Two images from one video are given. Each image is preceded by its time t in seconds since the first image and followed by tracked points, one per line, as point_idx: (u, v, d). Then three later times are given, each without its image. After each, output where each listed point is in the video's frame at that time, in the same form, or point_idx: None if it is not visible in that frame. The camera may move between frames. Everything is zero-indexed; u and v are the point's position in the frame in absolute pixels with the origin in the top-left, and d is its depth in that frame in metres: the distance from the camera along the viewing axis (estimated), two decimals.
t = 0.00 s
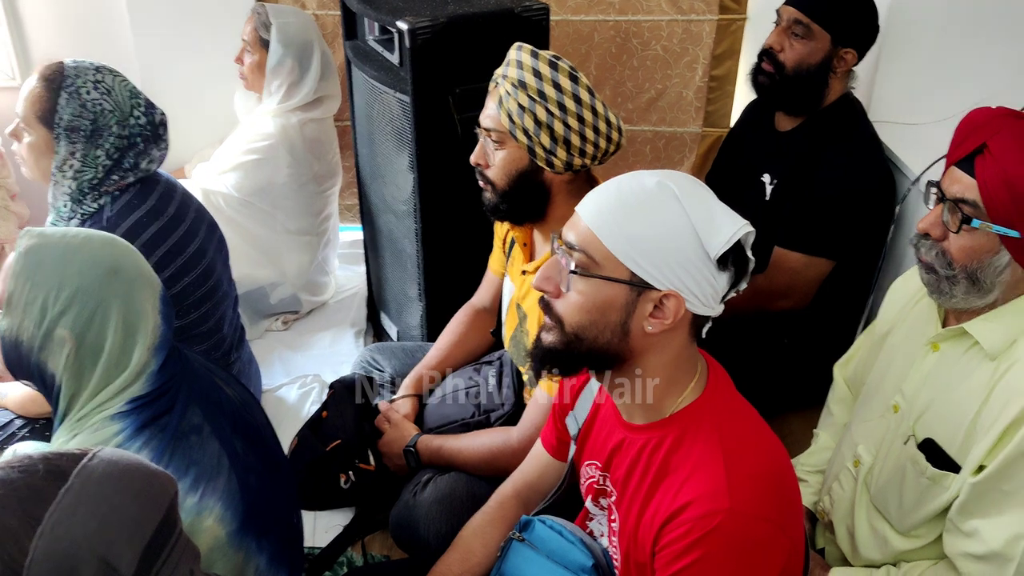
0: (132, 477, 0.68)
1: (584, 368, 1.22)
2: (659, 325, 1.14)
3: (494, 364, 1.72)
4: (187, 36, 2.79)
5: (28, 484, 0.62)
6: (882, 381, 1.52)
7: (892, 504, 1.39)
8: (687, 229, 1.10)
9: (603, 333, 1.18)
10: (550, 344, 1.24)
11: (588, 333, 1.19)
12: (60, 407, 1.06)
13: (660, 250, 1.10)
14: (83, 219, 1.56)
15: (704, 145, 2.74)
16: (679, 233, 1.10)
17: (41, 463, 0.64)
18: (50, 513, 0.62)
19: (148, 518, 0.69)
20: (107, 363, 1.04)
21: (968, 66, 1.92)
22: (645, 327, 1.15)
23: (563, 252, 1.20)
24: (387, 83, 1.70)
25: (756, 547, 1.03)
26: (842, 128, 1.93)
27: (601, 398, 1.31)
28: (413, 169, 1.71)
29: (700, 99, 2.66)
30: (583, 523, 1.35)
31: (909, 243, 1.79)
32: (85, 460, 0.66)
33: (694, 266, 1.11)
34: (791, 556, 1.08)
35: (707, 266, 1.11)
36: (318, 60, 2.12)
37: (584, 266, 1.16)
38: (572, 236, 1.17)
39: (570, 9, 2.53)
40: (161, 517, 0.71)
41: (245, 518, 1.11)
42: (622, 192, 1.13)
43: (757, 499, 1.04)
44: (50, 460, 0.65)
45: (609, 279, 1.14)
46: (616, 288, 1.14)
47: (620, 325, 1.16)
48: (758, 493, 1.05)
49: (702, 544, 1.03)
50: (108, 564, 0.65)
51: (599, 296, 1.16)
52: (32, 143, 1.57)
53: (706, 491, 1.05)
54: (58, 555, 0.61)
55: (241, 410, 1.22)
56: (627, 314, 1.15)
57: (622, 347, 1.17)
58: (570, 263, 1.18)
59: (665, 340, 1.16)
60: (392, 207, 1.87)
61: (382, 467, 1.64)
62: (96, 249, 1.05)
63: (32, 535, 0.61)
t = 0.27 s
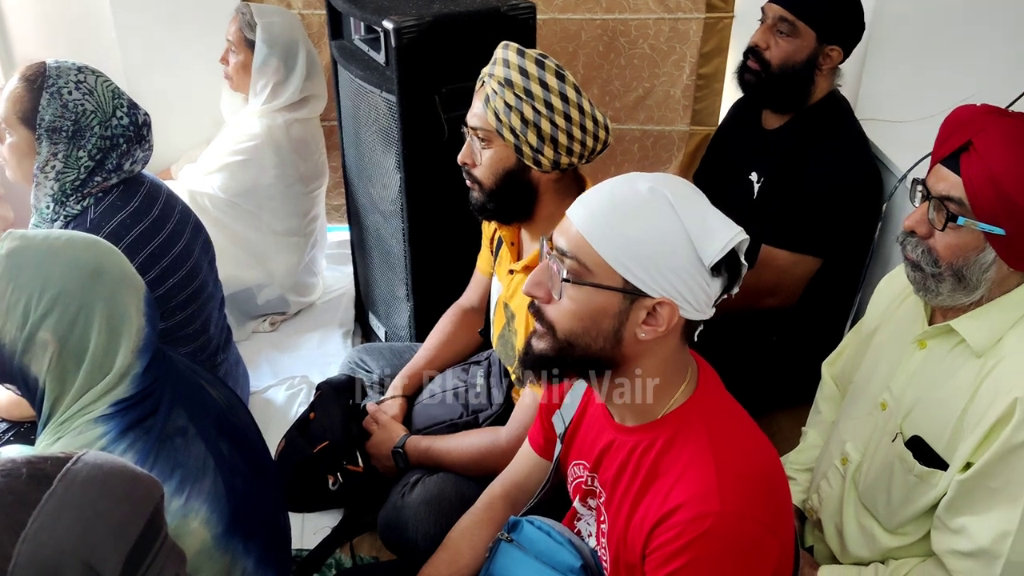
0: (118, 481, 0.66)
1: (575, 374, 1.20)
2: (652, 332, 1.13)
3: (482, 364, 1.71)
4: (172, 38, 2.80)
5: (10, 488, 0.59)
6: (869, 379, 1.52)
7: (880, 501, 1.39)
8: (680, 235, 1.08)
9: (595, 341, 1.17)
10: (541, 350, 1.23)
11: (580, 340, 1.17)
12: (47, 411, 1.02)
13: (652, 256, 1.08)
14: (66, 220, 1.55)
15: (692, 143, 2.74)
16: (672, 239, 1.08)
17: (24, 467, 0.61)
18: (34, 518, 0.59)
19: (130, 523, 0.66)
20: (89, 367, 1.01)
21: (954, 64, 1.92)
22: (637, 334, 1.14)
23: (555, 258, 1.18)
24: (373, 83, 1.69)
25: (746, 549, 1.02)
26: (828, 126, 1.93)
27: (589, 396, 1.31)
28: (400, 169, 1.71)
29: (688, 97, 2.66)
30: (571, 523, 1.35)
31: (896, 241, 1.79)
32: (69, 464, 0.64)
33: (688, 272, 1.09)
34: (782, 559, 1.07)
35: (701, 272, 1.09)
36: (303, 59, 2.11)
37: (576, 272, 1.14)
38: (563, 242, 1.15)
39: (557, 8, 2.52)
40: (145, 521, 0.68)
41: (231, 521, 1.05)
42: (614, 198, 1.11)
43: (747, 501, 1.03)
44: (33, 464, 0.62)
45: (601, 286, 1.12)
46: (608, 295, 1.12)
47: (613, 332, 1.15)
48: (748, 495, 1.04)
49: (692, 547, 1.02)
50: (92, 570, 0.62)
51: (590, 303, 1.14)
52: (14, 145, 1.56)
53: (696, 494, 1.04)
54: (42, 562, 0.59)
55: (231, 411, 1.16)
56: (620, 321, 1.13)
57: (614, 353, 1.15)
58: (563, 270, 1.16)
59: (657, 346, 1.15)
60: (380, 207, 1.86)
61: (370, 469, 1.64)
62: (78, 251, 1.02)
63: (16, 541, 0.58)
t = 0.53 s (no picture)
0: (105, 482, 0.64)
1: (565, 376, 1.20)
2: (642, 336, 1.13)
3: (473, 364, 1.71)
4: (161, 38, 2.79)
5: None
6: (859, 378, 1.52)
7: (870, 500, 1.39)
8: (669, 238, 1.08)
9: (586, 345, 1.16)
10: (531, 352, 1.23)
11: (571, 344, 1.17)
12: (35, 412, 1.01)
13: (641, 259, 1.08)
14: (55, 222, 1.54)
15: (682, 142, 2.74)
16: (662, 242, 1.08)
17: (7, 469, 0.60)
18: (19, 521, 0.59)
19: (119, 525, 0.65)
20: (78, 370, 0.99)
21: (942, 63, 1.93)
22: (627, 338, 1.14)
23: (544, 262, 1.17)
24: (363, 83, 1.68)
25: (739, 552, 1.01)
26: (818, 125, 1.93)
27: (580, 398, 1.30)
28: (390, 170, 1.70)
29: (678, 96, 2.66)
30: (562, 524, 1.34)
31: (886, 239, 1.79)
32: (55, 466, 0.63)
33: (676, 275, 1.09)
34: (774, 560, 1.06)
35: (690, 275, 1.10)
36: (293, 59, 2.11)
37: (565, 277, 1.14)
38: (551, 245, 1.15)
39: (547, 8, 2.52)
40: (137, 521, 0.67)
41: (221, 523, 1.04)
42: (603, 201, 1.11)
43: (739, 503, 1.03)
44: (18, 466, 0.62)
45: (591, 291, 1.12)
46: (598, 300, 1.12)
47: (603, 336, 1.15)
48: (740, 497, 1.03)
49: (684, 551, 1.02)
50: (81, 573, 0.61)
51: (580, 307, 1.14)
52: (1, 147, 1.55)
53: (687, 497, 1.04)
54: (27, 564, 0.58)
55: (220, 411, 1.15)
56: (609, 325, 1.13)
57: (604, 358, 1.15)
58: (552, 274, 1.15)
59: (647, 350, 1.14)
60: (370, 207, 1.86)
61: (361, 470, 1.63)
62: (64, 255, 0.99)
63: None
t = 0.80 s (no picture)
0: (92, 487, 0.64)
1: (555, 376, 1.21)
2: (630, 333, 1.13)
3: (467, 365, 1.71)
4: (152, 39, 2.78)
5: None
6: (851, 376, 1.52)
7: (863, 498, 1.39)
8: (655, 236, 1.08)
9: (574, 344, 1.16)
10: (521, 351, 1.23)
11: (560, 343, 1.17)
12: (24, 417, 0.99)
13: (628, 257, 1.08)
14: (45, 225, 1.53)
15: (674, 141, 2.75)
16: (648, 240, 1.08)
17: None
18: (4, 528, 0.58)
19: (109, 530, 0.64)
20: (69, 373, 0.98)
21: (932, 61, 1.94)
22: (616, 336, 1.14)
23: (532, 261, 1.17)
24: (355, 84, 1.68)
25: (733, 552, 1.01)
26: (810, 123, 1.94)
27: (573, 398, 1.31)
28: (383, 170, 1.70)
29: (670, 95, 2.67)
30: (556, 524, 1.35)
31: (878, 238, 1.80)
32: (43, 472, 0.63)
33: (664, 272, 1.08)
34: (768, 559, 1.07)
35: (677, 272, 1.09)
36: (284, 60, 2.10)
37: (553, 274, 1.14)
38: (540, 244, 1.15)
39: (539, 7, 2.52)
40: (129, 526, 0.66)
41: (214, 525, 1.04)
42: (591, 200, 1.11)
43: (732, 503, 1.03)
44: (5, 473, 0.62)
45: (578, 288, 1.12)
46: (586, 297, 1.12)
47: (591, 335, 1.15)
48: (734, 497, 1.03)
49: (678, 551, 1.02)
50: None
51: (568, 306, 1.14)
52: None
53: (681, 498, 1.04)
54: (15, 570, 0.58)
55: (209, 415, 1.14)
56: (598, 323, 1.13)
57: (593, 356, 1.15)
58: (540, 273, 1.15)
59: (636, 349, 1.15)
60: (362, 208, 1.86)
61: (355, 471, 1.63)
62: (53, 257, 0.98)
63: None
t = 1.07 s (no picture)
0: (89, 492, 0.63)
1: (543, 373, 1.20)
2: (617, 330, 1.13)
3: (460, 365, 1.71)
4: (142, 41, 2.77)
5: None
6: (842, 374, 1.53)
7: (855, 495, 1.40)
8: (641, 232, 1.08)
9: (562, 341, 1.16)
10: (509, 349, 1.22)
11: (547, 340, 1.17)
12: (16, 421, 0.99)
13: (614, 253, 1.08)
14: (36, 228, 1.53)
15: (666, 141, 2.75)
16: (634, 238, 1.08)
17: None
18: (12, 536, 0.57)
19: (107, 534, 0.64)
20: (61, 376, 0.98)
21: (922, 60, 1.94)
22: (602, 333, 1.14)
23: (520, 258, 1.18)
24: (345, 85, 1.68)
25: (724, 549, 1.01)
26: (800, 122, 1.94)
27: (563, 398, 1.31)
28: (374, 171, 1.70)
29: (661, 95, 2.67)
30: (549, 524, 1.35)
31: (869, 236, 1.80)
32: (37, 480, 0.62)
33: (650, 268, 1.08)
34: (758, 557, 1.07)
35: (664, 269, 1.09)
36: (274, 61, 2.10)
37: (539, 272, 1.14)
38: (528, 242, 1.15)
39: (529, 7, 2.52)
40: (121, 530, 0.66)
41: (209, 527, 1.02)
42: (577, 199, 1.11)
43: (722, 500, 1.03)
44: None
45: (564, 284, 1.12)
46: (572, 293, 1.12)
47: (578, 332, 1.15)
48: (723, 494, 1.04)
49: (668, 549, 1.02)
50: None
51: (555, 303, 1.14)
52: None
53: (670, 495, 1.04)
54: None
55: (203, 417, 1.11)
56: (585, 320, 1.13)
57: (580, 353, 1.15)
58: (526, 270, 1.16)
59: (623, 346, 1.15)
60: (354, 209, 1.86)
61: (348, 472, 1.63)
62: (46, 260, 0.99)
63: None
